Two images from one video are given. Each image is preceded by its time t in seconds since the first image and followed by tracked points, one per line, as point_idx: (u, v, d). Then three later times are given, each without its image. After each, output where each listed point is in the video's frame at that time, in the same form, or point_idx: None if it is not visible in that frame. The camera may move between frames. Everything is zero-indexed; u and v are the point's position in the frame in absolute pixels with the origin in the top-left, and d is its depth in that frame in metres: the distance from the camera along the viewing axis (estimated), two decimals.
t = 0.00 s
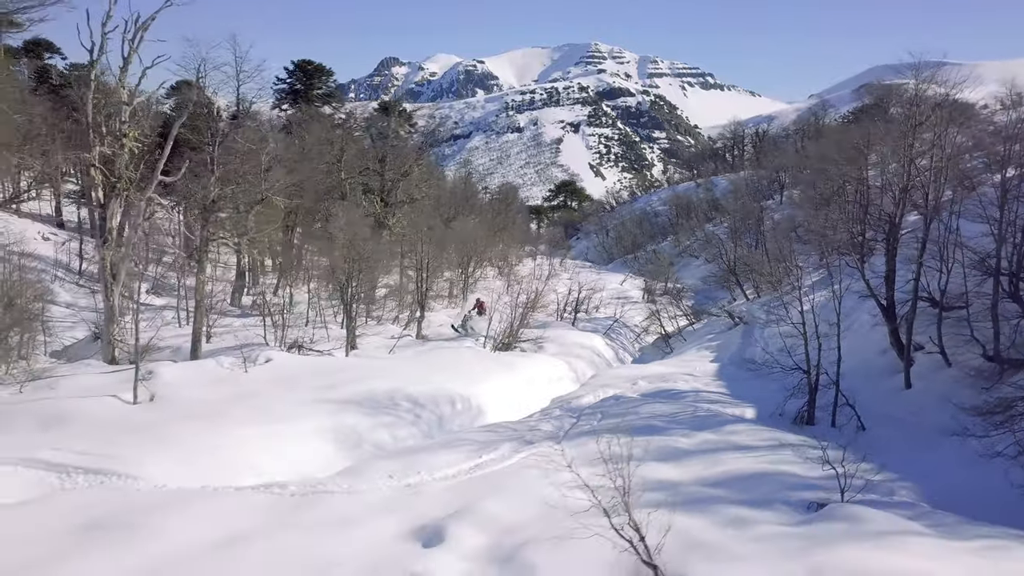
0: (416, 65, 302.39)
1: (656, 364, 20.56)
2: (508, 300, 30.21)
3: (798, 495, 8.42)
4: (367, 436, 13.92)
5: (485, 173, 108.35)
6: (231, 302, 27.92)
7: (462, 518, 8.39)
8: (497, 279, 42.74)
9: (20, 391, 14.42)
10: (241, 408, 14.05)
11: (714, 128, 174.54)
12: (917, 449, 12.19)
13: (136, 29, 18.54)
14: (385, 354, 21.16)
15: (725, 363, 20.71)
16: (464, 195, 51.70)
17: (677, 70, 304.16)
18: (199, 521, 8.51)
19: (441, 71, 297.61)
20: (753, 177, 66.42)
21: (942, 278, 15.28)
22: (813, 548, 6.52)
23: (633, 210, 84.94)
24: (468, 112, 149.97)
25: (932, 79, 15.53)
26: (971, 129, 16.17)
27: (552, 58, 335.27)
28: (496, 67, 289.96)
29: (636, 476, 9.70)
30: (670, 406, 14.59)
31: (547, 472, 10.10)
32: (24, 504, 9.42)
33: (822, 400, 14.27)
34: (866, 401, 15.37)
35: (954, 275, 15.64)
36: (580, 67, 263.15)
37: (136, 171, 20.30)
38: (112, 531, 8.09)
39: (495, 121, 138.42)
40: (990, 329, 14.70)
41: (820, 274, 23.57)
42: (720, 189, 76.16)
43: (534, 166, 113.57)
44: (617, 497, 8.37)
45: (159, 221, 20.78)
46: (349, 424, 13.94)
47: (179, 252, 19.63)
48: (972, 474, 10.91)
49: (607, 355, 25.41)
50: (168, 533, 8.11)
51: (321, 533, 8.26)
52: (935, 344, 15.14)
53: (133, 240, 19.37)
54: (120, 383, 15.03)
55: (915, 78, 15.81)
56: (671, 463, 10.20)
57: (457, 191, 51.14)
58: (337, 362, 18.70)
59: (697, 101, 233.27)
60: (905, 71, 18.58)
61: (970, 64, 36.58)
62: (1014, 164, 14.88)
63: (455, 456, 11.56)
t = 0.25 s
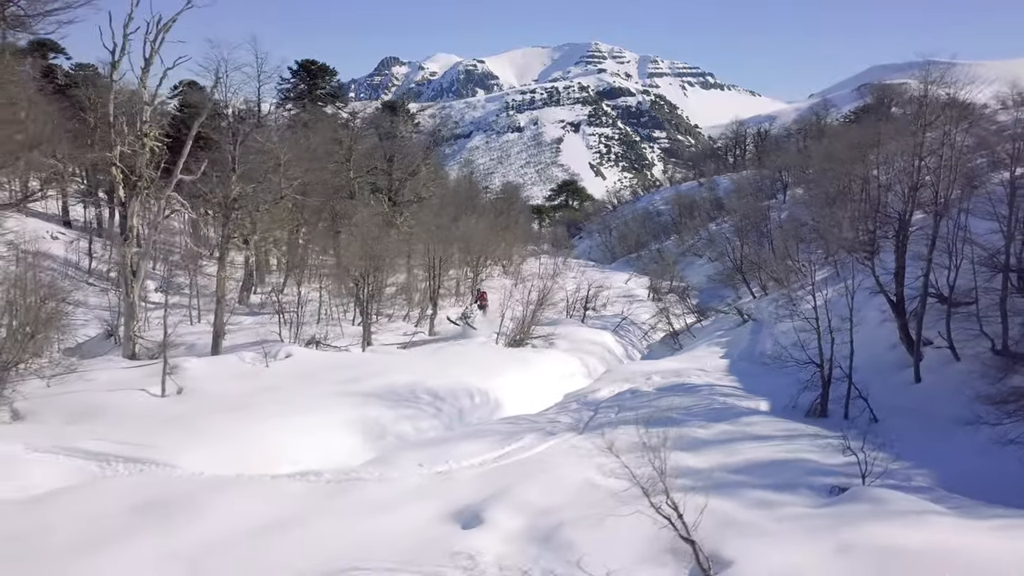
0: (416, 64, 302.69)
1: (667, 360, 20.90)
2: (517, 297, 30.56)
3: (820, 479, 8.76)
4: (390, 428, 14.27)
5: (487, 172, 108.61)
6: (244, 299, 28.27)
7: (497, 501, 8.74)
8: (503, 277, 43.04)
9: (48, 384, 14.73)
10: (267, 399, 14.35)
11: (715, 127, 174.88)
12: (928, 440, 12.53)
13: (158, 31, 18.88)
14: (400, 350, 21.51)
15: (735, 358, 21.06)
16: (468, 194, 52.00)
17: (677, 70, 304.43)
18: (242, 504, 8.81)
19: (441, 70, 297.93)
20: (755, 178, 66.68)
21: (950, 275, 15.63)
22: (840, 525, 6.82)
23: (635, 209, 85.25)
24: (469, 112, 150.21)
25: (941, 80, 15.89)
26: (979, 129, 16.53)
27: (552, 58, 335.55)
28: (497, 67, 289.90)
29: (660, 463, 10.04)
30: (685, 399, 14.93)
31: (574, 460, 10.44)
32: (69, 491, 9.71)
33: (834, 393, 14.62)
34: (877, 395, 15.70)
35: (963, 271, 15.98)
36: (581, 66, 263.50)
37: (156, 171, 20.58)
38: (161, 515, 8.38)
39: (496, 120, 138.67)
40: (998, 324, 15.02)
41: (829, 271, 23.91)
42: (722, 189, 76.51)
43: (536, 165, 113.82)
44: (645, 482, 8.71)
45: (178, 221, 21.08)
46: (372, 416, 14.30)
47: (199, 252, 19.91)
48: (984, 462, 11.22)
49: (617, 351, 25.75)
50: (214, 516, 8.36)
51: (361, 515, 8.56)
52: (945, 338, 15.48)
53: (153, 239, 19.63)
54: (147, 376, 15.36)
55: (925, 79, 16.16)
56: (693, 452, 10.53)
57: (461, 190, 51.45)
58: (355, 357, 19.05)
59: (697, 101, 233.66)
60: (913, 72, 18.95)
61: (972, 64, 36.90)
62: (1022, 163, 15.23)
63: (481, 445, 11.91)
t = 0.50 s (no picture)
0: (416, 64, 302.96)
1: (677, 357, 21.23)
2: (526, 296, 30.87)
3: (840, 467, 9.07)
4: (412, 421, 14.60)
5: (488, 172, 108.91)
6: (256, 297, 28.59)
7: (528, 487, 9.05)
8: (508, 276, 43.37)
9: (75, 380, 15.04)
10: (292, 393, 14.66)
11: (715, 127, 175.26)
12: (939, 431, 12.85)
13: (178, 32, 19.19)
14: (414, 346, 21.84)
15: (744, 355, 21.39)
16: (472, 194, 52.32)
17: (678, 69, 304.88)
18: (281, 490, 9.09)
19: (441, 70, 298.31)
20: (757, 177, 67.02)
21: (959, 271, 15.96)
22: (865, 507, 7.11)
23: (637, 208, 85.57)
24: (470, 112, 150.51)
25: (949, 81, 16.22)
26: (986, 129, 16.86)
27: (553, 57, 335.85)
28: (497, 68, 290.17)
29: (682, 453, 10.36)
30: (699, 393, 15.26)
31: (598, 450, 10.77)
32: (107, 479, 9.99)
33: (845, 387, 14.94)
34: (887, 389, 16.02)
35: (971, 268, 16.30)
36: (581, 66, 263.85)
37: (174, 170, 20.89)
38: (205, 499, 8.67)
39: (497, 120, 138.94)
40: (1006, 319, 15.33)
41: (837, 269, 24.24)
42: (724, 188, 76.86)
43: (538, 165, 114.10)
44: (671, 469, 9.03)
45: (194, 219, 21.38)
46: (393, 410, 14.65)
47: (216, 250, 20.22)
48: (995, 453, 11.52)
49: (626, 348, 26.08)
50: (256, 501, 8.64)
51: (397, 501, 8.85)
52: (953, 334, 15.80)
53: (171, 237, 19.95)
54: (171, 371, 15.67)
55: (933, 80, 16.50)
56: (713, 442, 10.84)
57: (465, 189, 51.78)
58: (372, 353, 19.38)
59: (698, 100, 233.99)
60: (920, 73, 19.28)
61: (974, 64, 37.18)
62: None
63: (504, 437, 12.24)
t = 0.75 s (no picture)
0: (417, 63, 303.34)
1: (688, 353, 21.58)
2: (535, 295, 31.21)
3: (859, 456, 9.39)
4: (432, 415, 14.95)
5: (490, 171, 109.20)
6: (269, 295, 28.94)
7: (559, 474, 9.37)
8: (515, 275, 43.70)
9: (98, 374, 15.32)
10: (315, 387, 14.99)
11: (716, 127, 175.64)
12: (950, 423, 13.16)
13: (196, 34, 19.49)
14: (429, 344, 22.19)
15: (753, 351, 21.73)
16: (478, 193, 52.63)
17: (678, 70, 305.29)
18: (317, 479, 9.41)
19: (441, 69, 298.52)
20: (760, 177, 67.36)
21: (968, 269, 16.29)
22: (886, 491, 7.43)
23: (640, 207, 85.83)
24: (472, 111, 150.77)
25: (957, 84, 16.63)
26: (994, 131, 17.21)
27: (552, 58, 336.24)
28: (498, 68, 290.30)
29: (701, 443, 10.69)
30: (713, 388, 15.61)
31: (620, 440, 11.11)
32: (145, 469, 10.31)
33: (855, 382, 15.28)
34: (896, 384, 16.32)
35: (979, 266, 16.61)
36: (581, 66, 264.43)
37: (191, 169, 21.21)
38: (249, 487, 9.07)
39: (498, 119, 139.30)
40: (1014, 316, 15.63)
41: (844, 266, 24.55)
42: (727, 188, 77.21)
43: (539, 165, 114.37)
44: (694, 458, 9.37)
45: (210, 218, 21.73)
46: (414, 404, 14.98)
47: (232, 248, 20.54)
48: (1006, 443, 11.79)
49: (635, 345, 26.44)
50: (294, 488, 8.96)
51: (431, 488, 9.18)
52: (962, 330, 16.10)
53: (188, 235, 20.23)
54: (195, 366, 15.99)
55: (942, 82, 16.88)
56: (732, 433, 11.17)
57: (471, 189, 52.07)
58: (388, 350, 19.74)
59: (699, 100, 234.53)
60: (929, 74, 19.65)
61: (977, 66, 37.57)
62: None
63: (527, 429, 12.58)
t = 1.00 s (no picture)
0: (417, 63, 303.82)
1: (696, 350, 21.90)
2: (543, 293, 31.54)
3: (875, 447, 9.70)
4: (451, 409, 15.26)
5: (492, 170, 109.48)
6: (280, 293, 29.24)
7: (584, 463, 9.68)
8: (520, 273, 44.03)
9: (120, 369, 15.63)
10: (335, 382, 15.31)
11: (717, 126, 175.94)
12: (958, 415, 13.46)
13: (213, 35, 19.79)
14: (441, 340, 22.51)
15: (761, 347, 22.04)
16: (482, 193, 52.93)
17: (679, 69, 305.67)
18: (349, 467, 9.70)
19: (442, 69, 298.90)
20: (763, 176, 67.70)
21: (975, 266, 16.60)
22: (904, 478, 7.72)
23: (642, 207, 86.13)
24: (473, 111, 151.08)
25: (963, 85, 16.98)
26: (1000, 131, 17.54)
27: (553, 57, 336.54)
28: (499, 67, 290.45)
29: (720, 434, 11.00)
30: (725, 383, 15.90)
31: (639, 432, 11.43)
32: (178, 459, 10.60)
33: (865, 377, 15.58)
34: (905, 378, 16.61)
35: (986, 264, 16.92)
36: (582, 66, 264.84)
37: (208, 169, 21.50)
38: (285, 475, 9.35)
39: (500, 119, 139.62)
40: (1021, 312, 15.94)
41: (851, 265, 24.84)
42: (729, 187, 77.52)
43: (541, 165, 114.67)
44: (715, 448, 9.68)
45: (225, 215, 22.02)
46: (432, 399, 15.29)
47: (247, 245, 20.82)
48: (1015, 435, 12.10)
49: (643, 342, 26.76)
50: (328, 476, 9.25)
51: (459, 476, 9.47)
52: (969, 326, 16.41)
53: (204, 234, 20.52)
54: (216, 362, 16.31)
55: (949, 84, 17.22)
56: (748, 426, 11.47)
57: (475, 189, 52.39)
58: (403, 347, 20.06)
59: (699, 100, 234.87)
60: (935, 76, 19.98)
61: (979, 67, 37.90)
62: None
63: (546, 422, 12.90)
